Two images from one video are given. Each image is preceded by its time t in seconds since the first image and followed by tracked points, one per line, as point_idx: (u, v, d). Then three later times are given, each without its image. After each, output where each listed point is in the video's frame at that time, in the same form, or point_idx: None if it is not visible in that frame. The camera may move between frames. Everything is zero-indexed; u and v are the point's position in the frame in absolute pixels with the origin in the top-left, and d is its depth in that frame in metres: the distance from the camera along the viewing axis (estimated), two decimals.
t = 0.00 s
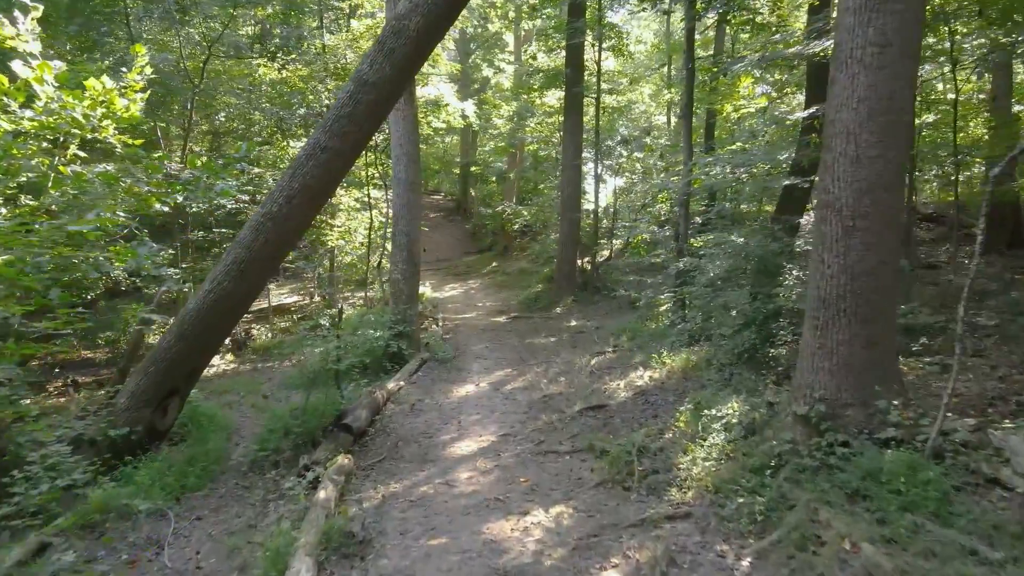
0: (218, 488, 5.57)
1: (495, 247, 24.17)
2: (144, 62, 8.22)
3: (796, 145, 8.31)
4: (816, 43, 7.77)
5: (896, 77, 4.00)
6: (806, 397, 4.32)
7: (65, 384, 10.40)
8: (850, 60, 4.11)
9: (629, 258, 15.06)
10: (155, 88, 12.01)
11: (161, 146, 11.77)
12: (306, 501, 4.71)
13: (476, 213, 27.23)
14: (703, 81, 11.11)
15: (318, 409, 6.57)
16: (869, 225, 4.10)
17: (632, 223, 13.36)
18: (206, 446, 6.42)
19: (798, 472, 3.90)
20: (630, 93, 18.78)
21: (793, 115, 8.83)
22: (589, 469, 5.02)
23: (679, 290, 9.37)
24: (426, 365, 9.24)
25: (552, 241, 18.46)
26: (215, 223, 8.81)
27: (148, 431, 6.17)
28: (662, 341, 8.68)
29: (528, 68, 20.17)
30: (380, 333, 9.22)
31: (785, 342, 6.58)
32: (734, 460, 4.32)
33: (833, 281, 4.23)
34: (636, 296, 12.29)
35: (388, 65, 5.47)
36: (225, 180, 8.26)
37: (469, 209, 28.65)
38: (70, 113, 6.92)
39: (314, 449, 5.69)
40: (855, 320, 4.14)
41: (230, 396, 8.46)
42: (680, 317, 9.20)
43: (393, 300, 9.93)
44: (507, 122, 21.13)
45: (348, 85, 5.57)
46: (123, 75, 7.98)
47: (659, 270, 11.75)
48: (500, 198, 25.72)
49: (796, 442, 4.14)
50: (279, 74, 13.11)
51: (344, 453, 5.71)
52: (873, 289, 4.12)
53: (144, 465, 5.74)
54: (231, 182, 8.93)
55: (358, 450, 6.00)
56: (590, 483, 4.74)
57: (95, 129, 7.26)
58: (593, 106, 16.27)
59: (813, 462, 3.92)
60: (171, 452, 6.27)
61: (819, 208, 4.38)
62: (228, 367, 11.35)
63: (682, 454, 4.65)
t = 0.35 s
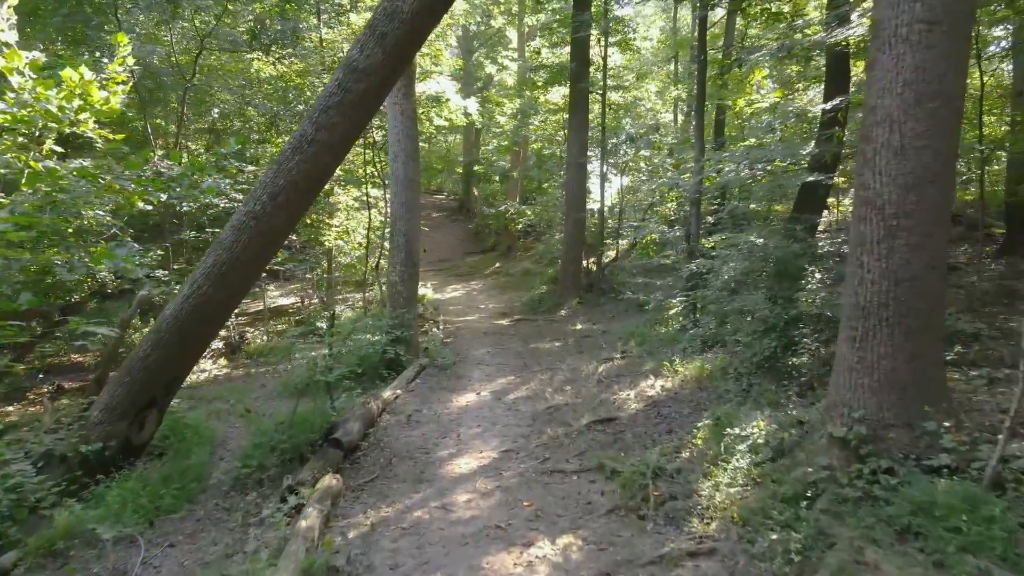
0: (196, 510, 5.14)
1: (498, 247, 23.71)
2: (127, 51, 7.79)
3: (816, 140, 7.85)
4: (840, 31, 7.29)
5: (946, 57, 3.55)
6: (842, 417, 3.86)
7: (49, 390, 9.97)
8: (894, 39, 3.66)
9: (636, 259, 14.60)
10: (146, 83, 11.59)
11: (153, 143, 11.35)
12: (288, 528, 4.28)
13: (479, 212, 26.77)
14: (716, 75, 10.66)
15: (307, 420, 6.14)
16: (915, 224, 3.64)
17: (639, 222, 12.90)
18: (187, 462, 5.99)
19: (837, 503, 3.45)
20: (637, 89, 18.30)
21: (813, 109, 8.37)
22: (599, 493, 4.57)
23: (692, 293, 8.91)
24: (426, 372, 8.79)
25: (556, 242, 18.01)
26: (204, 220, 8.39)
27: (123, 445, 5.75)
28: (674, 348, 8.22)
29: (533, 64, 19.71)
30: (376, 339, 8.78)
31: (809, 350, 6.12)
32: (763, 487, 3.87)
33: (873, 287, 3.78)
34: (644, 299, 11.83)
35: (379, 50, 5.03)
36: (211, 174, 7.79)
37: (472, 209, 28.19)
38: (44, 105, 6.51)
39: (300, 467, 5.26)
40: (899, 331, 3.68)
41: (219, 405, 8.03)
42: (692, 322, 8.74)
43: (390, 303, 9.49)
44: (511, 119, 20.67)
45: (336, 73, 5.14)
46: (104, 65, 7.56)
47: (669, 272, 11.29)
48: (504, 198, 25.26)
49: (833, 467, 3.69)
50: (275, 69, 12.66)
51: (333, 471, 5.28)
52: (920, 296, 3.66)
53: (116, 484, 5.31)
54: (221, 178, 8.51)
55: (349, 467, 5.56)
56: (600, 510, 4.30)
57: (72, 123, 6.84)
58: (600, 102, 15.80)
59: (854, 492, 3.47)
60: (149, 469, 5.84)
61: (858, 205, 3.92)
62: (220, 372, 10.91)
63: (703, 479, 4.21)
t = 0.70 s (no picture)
0: (170, 536, 4.71)
1: (502, 247, 23.26)
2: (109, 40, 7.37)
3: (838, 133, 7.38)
4: (864, 18, 6.80)
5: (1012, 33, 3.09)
6: (888, 441, 3.39)
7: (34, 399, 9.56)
8: (951, 12, 3.20)
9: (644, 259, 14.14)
10: (137, 78, 11.17)
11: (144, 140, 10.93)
12: (265, 561, 3.84)
13: (483, 212, 26.32)
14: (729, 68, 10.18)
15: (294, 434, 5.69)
16: (975, 223, 3.18)
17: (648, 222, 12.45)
18: (165, 481, 5.57)
19: (889, 545, 2.99)
20: (645, 85, 17.83)
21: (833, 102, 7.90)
22: (611, 522, 4.12)
23: (706, 297, 8.44)
24: (425, 380, 8.34)
25: (562, 242, 17.56)
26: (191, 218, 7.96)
27: (94, 463, 5.32)
28: (688, 356, 7.76)
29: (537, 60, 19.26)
30: (373, 345, 8.34)
31: (835, 360, 5.65)
32: (798, 522, 3.41)
33: (926, 295, 3.31)
34: (654, 302, 11.36)
35: (371, 33, 4.60)
36: (197, 171, 7.38)
37: (476, 209, 27.75)
38: (14, 96, 6.08)
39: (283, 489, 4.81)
40: (957, 346, 3.22)
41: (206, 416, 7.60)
42: (706, 327, 8.28)
43: (387, 306, 9.05)
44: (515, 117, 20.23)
45: (324, 59, 4.70)
46: (84, 54, 7.13)
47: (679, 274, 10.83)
48: (507, 197, 24.81)
49: (881, 501, 3.22)
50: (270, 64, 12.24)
51: (320, 494, 4.83)
52: (982, 305, 3.19)
53: (84, 507, 4.88)
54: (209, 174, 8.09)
55: (338, 487, 5.11)
56: (614, 543, 3.85)
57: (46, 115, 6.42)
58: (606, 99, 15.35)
59: (909, 531, 3.01)
60: (123, 488, 5.40)
61: (907, 203, 3.46)
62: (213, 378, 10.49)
63: (730, 509, 3.75)
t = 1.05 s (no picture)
0: (137, 568, 4.27)
1: (506, 247, 22.80)
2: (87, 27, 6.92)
3: (865, 127, 6.93)
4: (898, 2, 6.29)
5: None
6: (951, 475, 2.92)
7: (16, 407, 9.15)
8: None
9: (652, 259, 13.67)
10: (125, 72, 10.74)
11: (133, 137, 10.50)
12: None
13: (487, 212, 25.87)
14: (744, 60, 9.71)
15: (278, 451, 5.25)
16: None
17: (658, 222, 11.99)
18: (139, 502, 5.13)
19: None
20: (653, 81, 17.38)
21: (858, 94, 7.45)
22: (626, 557, 3.67)
23: (722, 301, 7.98)
24: (424, 389, 7.90)
25: (567, 243, 17.08)
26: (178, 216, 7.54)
27: (60, 484, 4.89)
28: (704, 365, 7.31)
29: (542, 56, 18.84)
30: (368, 352, 7.90)
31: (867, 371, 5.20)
32: (846, 568, 2.93)
33: (996, 305, 2.85)
34: (664, 305, 10.90)
35: (360, 11, 4.15)
36: (181, 167, 6.94)
37: (480, 209, 27.33)
38: None
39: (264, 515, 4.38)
40: None
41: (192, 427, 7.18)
42: (721, 333, 7.83)
43: (383, 310, 8.59)
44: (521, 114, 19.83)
45: (308, 41, 4.25)
46: (59, 42, 6.69)
47: (691, 276, 10.36)
48: (512, 196, 24.38)
49: (944, 546, 2.74)
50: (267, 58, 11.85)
51: (303, 520, 4.39)
52: None
53: (43, 534, 4.43)
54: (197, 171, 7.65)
55: (324, 512, 4.66)
56: None
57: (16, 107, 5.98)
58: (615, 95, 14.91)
59: None
60: (91, 511, 4.96)
61: (973, 199, 2.99)
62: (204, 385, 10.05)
63: (762, 548, 3.30)
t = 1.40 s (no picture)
0: None
1: (510, 247, 22.32)
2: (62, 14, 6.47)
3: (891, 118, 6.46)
4: None
5: None
6: None
7: None
8: None
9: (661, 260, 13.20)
10: (112, 65, 10.29)
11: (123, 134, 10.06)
12: None
13: (490, 211, 25.38)
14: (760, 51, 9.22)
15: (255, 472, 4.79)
16: None
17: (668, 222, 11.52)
18: (107, 527, 4.69)
19: None
20: (661, 77, 16.91)
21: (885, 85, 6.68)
22: None
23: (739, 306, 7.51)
24: (421, 399, 7.44)
25: (573, 243, 16.59)
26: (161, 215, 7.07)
27: (17, 508, 4.50)
28: (720, 374, 6.85)
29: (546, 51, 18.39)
30: (362, 359, 7.44)
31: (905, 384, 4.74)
32: None
33: None
34: (674, 309, 10.41)
35: None
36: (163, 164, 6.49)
37: (483, 208, 26.86)
38: None
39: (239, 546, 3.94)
40: None
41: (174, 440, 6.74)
42: (738, 339, 7.36)
43: (379, 313, 8.14)
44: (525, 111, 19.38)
45: (287, 18, 3.77)
46: (31, 31, 6.24)
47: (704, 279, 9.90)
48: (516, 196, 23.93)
49: None
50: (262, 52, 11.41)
51: (283, 552, 3.95)
52: None
53: None
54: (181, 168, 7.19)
55: (306, 542, 4.21)
56: None
57: None
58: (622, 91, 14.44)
59: None
60: (52, 537, 4.52)
61: None
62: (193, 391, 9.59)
63: None
